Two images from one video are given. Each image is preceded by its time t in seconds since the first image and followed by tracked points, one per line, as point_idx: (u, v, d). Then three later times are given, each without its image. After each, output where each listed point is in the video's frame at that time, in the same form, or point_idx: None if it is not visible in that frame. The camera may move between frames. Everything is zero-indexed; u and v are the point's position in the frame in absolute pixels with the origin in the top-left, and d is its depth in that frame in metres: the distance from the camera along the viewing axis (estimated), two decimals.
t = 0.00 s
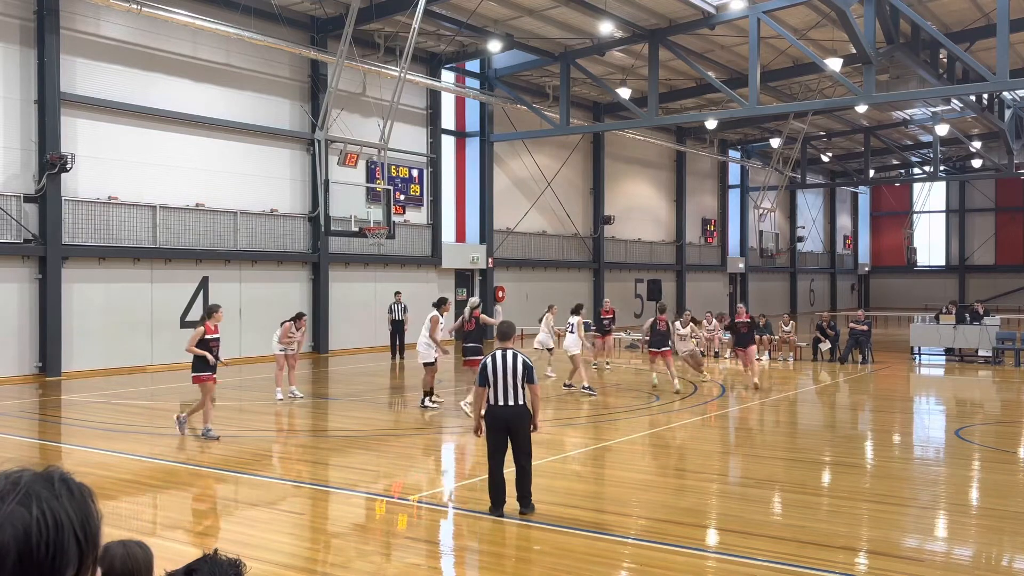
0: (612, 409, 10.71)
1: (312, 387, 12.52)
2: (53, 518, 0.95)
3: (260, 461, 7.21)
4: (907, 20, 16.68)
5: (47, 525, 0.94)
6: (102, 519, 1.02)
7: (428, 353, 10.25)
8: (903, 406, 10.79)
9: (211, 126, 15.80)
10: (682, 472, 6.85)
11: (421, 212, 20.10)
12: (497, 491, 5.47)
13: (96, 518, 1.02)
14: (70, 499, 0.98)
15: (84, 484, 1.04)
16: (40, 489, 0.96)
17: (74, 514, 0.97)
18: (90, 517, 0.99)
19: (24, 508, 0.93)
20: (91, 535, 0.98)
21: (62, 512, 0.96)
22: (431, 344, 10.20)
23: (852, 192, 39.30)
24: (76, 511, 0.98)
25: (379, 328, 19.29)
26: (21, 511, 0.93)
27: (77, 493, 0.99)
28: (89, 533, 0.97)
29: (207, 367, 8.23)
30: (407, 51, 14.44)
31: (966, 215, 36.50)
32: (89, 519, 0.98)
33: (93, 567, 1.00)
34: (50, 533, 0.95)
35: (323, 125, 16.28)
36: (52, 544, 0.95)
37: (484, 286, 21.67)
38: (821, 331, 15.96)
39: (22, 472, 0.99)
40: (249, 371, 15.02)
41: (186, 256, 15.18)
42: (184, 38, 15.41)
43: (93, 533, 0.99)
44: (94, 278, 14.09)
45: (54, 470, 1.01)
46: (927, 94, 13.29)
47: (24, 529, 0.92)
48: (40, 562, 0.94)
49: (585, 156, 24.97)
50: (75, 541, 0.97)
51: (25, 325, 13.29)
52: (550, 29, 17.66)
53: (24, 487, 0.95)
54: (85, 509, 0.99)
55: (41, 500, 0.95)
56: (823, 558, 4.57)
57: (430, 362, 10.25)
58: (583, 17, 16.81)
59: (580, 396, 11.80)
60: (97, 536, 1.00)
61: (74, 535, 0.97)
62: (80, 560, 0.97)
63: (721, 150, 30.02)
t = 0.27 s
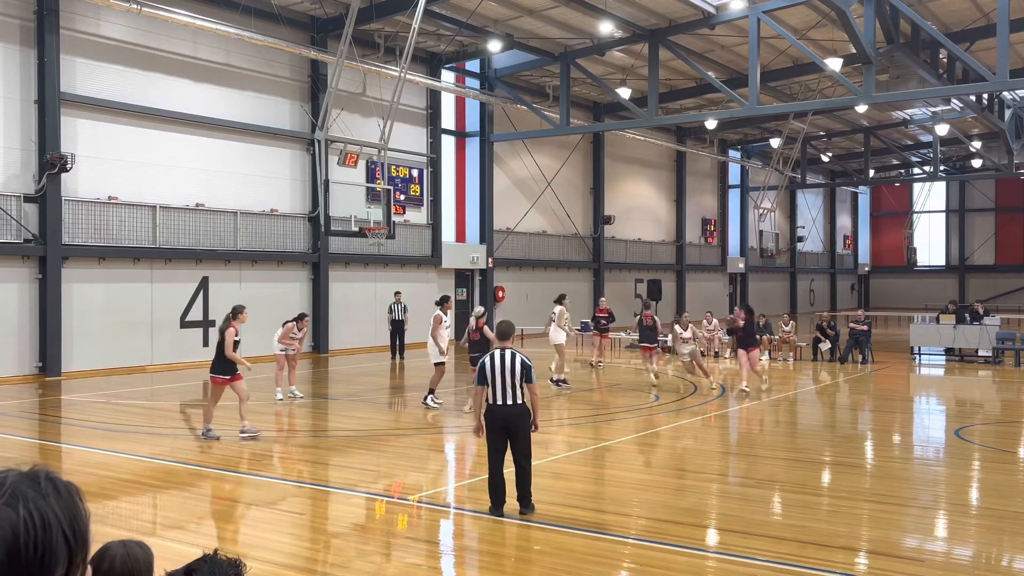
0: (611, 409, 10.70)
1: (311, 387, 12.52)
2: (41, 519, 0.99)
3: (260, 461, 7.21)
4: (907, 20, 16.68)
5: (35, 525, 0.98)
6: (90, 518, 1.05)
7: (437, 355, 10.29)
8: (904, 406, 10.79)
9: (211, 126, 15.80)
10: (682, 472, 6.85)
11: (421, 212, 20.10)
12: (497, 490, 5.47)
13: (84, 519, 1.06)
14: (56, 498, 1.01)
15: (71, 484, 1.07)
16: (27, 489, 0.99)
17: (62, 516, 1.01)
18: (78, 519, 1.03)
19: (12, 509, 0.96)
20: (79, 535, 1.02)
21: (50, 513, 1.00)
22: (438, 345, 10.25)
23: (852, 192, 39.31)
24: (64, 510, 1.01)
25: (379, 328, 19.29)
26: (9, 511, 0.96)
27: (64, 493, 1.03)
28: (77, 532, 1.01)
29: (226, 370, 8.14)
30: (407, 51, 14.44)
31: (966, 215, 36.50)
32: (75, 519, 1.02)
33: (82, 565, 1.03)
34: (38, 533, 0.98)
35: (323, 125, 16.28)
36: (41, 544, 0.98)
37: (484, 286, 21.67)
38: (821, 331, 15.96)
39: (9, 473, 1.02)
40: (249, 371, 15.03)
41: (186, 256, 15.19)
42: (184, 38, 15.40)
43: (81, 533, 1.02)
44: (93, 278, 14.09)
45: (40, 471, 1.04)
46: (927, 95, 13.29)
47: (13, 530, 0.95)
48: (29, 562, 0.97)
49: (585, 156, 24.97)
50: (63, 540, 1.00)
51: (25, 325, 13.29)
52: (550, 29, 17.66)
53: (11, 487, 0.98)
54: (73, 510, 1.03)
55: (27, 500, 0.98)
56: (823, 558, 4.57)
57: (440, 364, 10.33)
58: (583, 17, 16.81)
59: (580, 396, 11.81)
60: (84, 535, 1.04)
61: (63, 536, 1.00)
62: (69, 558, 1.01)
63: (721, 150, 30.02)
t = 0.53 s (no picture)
0: (610, 409, 10.71)
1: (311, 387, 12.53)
2: (37, 520, 0.99)
3: (260, 461, 7.21)
4: (907, 19, 16.68)
5: (31, 526, 0.98)
6: (85, 519, 1.05)
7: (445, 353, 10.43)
8: (904, 406, 10.79)
9: (211, 126, 15.80)
10: (682, 472, 6.85)
11: (421, 212, 20.10)
12: (497, 490, 5.47)
13: (80, 520, 1.06)
14: (51, 499, 1.01)
15: (67, 484, 1.07)
16: (22, 489, 0.99)
17: (58, 516, 1.01)
18: (73, 518, 1.03)
19: (7, 511, 0.96)
20: (74, 536, 1.02)
21: (46, 513, 1.00)
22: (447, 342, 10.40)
23: (852, 192, 39.31)
24: (59, 511, 1.01)
25: (379, 328, 19.29)
26: (5, 513, 0.96)
27: (58, 494, 1.03)
28: (73, 532, 1.01)
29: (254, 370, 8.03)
30: (407, 51, 14.42)
31: (966, 215, 36.50)
32: (72, 519, 1.02)
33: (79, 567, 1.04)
34: (34, 534, 0.98)
35: (323, 125, 16.28)
36: (37, 545, 0.98)
37: (484, 286, 21.68)
38: (821, 331, 15.95)
39: (5, 473, 1.01)
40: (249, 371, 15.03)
41: (187, 256, 15.19)
42: (184, 39, 15.40)
43: (77, 533, 1.02)
44: (93, 278, 14.09)
45: (36, 470, 1.04)
46: (927, 94, 13.29)
47: (9, 531, 0.95)
48: (25, 562, 0.97)
49: (586, 156, 24.97)
50: (59, 540, 1.00)
51: (25, 325, 13.30)
52: (550, 29, 17.66)
53: (7, 488, 0.98)
54: (68, 510, 1.03)
55: (23, 501, 0.98)
56: (823, 558, 4.57)
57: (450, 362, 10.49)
58: (583, 17, 16.81)
59: (580, 396, 11.81)
60: (80, 535, 1.04)
61: (59, 536, 1.00)
62: (66, 559, 1.01)
63: (721, 150, 30.02)
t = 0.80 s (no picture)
0: (610, 409, 10.71)
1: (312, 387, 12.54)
2: (39, 520, 0.99)
3: (260, 461, 7.21)
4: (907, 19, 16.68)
5: (32, 526, 0.98)
6: (86, 518, 1.05)
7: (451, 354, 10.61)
8: (904, 406, 10.79)
9: (211, 126, 15.81)
10: (682, 472, 6.85)
11: (421, 212, 20.10)
12: (497, 490, 5.47)
13: (82, 519, 1.06)
14: (52, 498, 1.01)
15: (68, 483, 1.07)
16: (23, 489, 0.99)
17: (59, 516, 1.01)
18: (74, 518, 1.03)
19: (8, 510, 0.96)
20: (76, 534, 1.02)
21: (47, 513, 1.00)
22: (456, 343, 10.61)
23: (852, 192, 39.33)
24: (60, 510, 1.01)
25: (380, 328, 19.30)
26: (6, 513, 0.96)
27: (59, 493, 1.02)
28: (73, 532, 1.01)
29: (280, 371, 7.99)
30: (407, 51, 14.40)
31: (966, 215, 36.50)
32: (72, 519, 1.02)
33: (80, 565, 1.04)
34: (34, 534, 0.98)
35: (323, 125, 16.28)
36: (39, 544, 0.98)
37: (484, 286, 21.69)
38: (821, 331, 15.95)
39: (5, 473, 1.01)
40: (249, 371, 15.04)
41: (187, 256, 15.19)
42: (184, 39, 15.40)
43: (78, 532, 1.03)
44: (93, 278, 14.09)
45: (36, 470, 1.04)
46: (927, 94, 13.28)
47: (9, 531, 0.95)
48: (27, 561, 0.97)
49: (585, 156, 24.98)
50: (60, 540, 1.01)
51: (25, 325, 13.29)
52: (550, 29, 17.66)
53: (7, 488, 0.98)
54: (69, 510, 1.03)
55: (24, 501, 0.98)
56: (823, 558, 4.57)
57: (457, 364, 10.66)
58: (583, 17, 16.81)
59: (580, 396, 11.80)
60: (81, 534, 1.04)
61: (60, 535, 1.01)
62: (68, 559, 1.02)
63: (721, 150, 30.02)
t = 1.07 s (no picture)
0: (610, 409, 10.71)
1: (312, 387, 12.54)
2: (43, 518, 0.99)
3: (260, 461, 7.21)
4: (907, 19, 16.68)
5: (35, 524, 0.98)
6: (89, 516, 1.05)
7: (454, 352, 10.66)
8: (903, 406, 10.79)
9: (211, 126, 15.81)
10: (682, 472, 6.85)
11: (421, 212, 20.10)
12: (497, 490, 5.48)
13: (84, 518, 1.06)
14: (56, 497, 1.01)
15: (69, 483, 1.07)
16: (26, 489, 0.99)
17: (62, 514, 1.01)
18: (78, 517, 1.03)
19: (12, 509, 0.96)
20: (79, 532, 1.02)
21: (51, 512, 1.00)
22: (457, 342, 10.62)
23: (852, 192, 39.34)
24: (64, 510, 1.01)
25: (380, 329, 19.30)
26: (10, 511, 0.96)
27: (62, 492, 1.03)
28: (77, 530, 1.01)
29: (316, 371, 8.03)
30: (407, 50, 14.39)
31: (966, 215, 36.49)
32: (76, 519, 1.02)
33: (84, 565, 1.04)
34: (38, 533, 0.98)
35: (323, 125, 16.28)
36: (42, 545, 0.98)
37: (484, 286, 21.70)
38: (821, 331, 15.94)
39: (7, 471, 1.01)
40: (250, 371, 15.04)
41: (187, 256, 15.19)
42: (184, 38, 15.40)
43: (81, 531, 1.03)
44: (93, 278, 14.09)
45: (38, 469, 1.04)
46: (927, 94, 13.28)
47: (13, 529, 0.95)
48: (29, 562, 0.97)
49: (585, 156, 24.98)
50: (63, 538, 1.00)
51: (25, 324, 13.29)
52: (550, 29, 17.66)
53: (11, 487, 0.98)
54: (73, 509, 1.03)
55: (27, 500, 0.98)
56: (823, 559, 4.57)
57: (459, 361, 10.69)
58: (583, 17, 16.81)
59: (580, 396, 11.80)
60: (84, 533, 1.04)
61: (63, 534, 1.00)
62: (71, 558, 1.01)
63: (721, 150, 30.03)
